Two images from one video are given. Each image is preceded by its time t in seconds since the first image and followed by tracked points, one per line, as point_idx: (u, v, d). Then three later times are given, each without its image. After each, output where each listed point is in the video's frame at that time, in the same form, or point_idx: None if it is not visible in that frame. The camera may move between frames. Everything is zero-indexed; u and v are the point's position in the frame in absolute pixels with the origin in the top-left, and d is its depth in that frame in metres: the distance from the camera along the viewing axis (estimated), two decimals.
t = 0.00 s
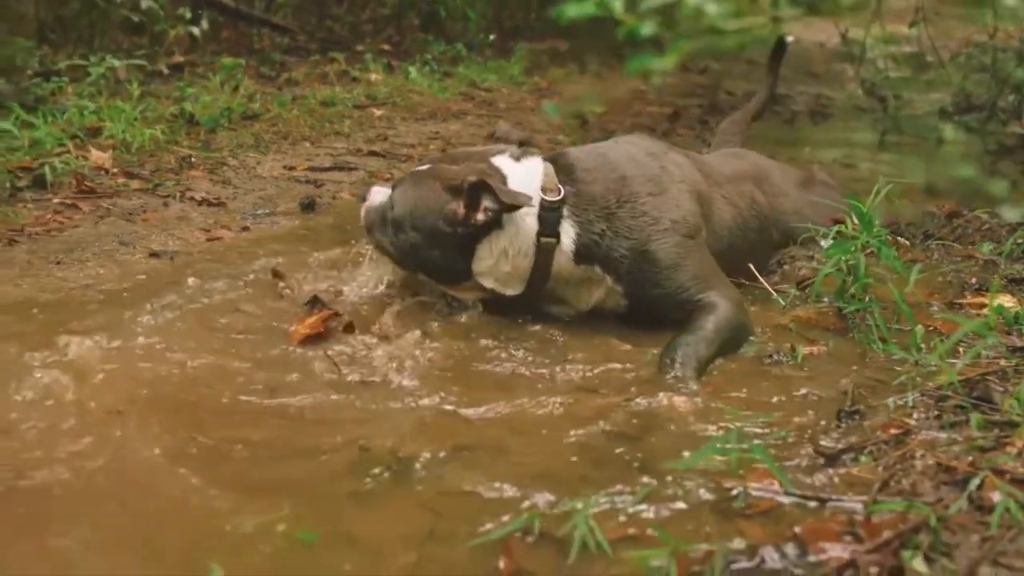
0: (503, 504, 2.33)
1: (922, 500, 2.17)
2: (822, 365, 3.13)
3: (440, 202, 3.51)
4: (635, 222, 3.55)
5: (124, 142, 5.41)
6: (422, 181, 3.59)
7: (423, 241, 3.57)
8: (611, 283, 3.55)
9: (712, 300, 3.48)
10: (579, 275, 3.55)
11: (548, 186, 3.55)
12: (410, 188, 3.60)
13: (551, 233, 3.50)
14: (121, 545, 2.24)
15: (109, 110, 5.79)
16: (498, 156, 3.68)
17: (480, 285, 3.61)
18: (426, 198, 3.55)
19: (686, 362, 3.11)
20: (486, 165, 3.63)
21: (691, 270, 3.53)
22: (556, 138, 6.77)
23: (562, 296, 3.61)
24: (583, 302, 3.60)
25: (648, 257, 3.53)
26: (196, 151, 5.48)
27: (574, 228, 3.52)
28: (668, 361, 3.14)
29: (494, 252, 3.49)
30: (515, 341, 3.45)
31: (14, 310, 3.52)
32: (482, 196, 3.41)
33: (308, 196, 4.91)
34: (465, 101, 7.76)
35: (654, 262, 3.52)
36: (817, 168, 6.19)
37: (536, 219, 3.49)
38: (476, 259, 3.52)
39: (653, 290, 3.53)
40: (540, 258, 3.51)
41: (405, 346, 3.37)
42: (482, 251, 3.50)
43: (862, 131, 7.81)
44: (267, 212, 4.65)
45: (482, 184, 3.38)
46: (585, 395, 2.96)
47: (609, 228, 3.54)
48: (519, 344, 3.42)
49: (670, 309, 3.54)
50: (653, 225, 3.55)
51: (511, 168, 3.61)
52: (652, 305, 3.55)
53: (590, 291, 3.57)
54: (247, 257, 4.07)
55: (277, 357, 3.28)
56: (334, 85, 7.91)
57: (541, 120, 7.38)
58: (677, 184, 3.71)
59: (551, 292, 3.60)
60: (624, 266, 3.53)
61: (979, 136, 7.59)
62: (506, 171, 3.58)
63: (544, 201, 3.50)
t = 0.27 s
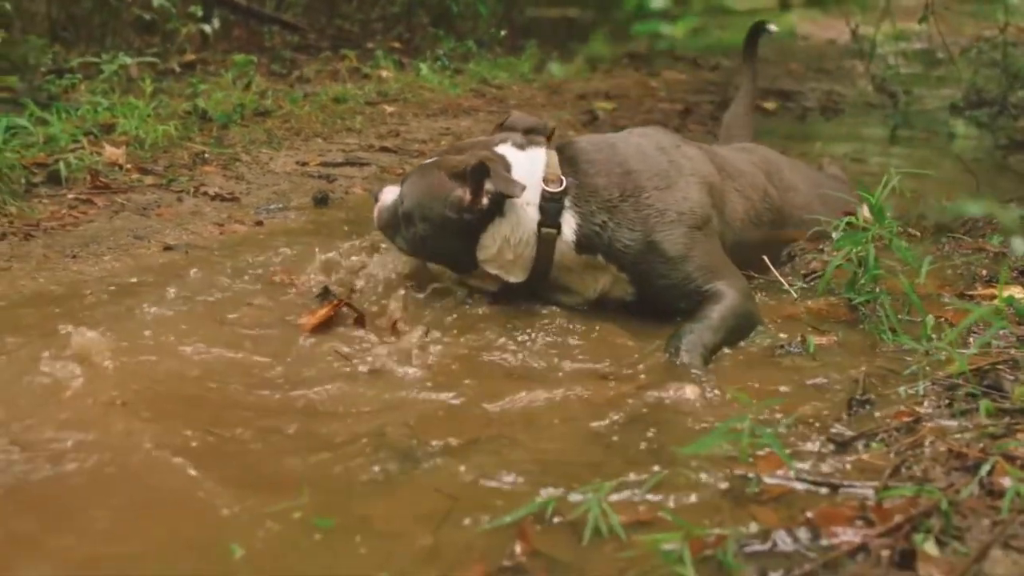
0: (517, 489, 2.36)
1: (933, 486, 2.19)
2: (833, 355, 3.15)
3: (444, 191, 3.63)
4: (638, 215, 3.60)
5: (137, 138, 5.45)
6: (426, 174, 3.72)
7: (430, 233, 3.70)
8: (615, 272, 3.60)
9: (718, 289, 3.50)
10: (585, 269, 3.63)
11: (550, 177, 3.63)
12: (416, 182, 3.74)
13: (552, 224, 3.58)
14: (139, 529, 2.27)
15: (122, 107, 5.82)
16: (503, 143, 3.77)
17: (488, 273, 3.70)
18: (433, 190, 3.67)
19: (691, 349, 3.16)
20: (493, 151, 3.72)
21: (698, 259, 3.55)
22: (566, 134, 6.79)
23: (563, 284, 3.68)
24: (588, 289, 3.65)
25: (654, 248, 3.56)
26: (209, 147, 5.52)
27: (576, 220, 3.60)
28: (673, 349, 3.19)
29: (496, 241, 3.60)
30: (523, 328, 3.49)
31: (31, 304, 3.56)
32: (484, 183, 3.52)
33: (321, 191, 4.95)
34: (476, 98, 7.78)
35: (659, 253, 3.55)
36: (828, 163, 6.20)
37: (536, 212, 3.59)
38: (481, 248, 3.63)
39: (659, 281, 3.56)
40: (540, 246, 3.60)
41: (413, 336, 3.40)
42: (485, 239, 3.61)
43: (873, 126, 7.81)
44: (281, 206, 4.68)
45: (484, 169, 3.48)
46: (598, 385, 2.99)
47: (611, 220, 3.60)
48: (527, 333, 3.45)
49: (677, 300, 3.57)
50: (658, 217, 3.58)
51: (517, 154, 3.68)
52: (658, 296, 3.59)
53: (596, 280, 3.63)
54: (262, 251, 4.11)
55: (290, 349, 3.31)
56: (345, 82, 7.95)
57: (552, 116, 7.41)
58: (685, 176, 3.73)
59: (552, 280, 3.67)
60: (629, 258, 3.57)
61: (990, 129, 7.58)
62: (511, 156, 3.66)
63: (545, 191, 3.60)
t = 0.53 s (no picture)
0: (530, 479, 2.38)
1: (944, 474, 2.20)
2: (843, 347, 3.17)
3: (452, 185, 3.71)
4: (644, 209, 3.63)
5: (150, 136, 5.48)
6: (434, 170, 3.80)
7: (440, 227, 3.78)
8: (622, 264, 3.65)
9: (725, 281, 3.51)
10: (597, 265, 3.70)
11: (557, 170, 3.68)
12: (423, 178, 3.81)
13: (558, 216, 3.65)
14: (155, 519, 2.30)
15: (134, 105, 5.85)
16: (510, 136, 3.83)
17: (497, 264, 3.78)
18: (443, 183, 3.75)
19: (698, 338, 3.21)
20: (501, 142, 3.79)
21: (706, 252, 3.55)
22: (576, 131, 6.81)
23: (568, 276, 3.76)
24: (593, 280, 3.73)
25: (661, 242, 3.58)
26: (221, 144, 5.55)
27: (582, 212, 3.67)
28: (676, 339, 3.24)
29: (505, 232, 3.68)
30: (537, 320, 3.52)
31: (47, 299, 3.58)
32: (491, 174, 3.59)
33: (333, 187, 4.97)
34: (486, 95, 7.80)
35: (664, 245, 3.57)
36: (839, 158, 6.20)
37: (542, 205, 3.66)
38: (491, 239, 3.71)
39: (666, 274, 3.58)
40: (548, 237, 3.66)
41: (426, 330, 3.43)
42: (494, 231, 3.69)
43: (884, 121, 7.81)
44: (293, 203, 4.70)
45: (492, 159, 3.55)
46: (610, 376, 3.01)
47: (617, 213, 3.64)
48: (538, 325, 3.48)
49: (684, 292, 3.57)
50: (663, 211, 3.60)
51: (525, 147, 3.74)
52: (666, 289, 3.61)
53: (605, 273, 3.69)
54: (275, 246, 4.14)
55: (304, 343, 3.33)
56: (356, 80, 7.97)
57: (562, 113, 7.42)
58: (694, 171, 3.72)
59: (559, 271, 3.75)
60: (636, 251, 3.61)
61: (1001, 125, 7.57)
62: (519, 149, 3.72)
63: (551, 184, 3.65)
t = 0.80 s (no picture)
0: (543, 470, 2.41)
1: (956, 464, 2.22)
2: (855, 341, 3.19)
3: (463, 182, 3.73)
4: (652, 204, 3.66)
5: (163, 134, 5.50)
6: (444, 169, 3.82)
7: (454, 224, 3.79)
8: (631, 259, 3.68)
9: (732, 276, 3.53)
10: (603, 259, 3.72)
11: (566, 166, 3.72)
12: (434, 178, 3.83)
13: (568, 211, 3.68)
14: (176, 511, 2.32)
15: (148, 104, 5.88)
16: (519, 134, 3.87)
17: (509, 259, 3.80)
18: (453, 180, 3.77)
19: (705, 329, 3.23)
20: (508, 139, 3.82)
21: (714, 247, 3.58)
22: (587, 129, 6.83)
23: (579, 271, 3.77)
24: (600, 276, 3.74)
25: (669, 237, 3.61)
26: (234, 143, 5.58)
27: (592, 207, 3.71)
28: (684, 331, 3.27)
29: (517, 227, 3.69)
30: (551, 313, 3.54)
31: (64, 295, 3.61)
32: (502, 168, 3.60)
33: (346, 185, 4.99)
34: (497, 94, 7.82)
35: (672, 239, 3.60)
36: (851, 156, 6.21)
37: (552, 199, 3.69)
38: (504, 235, 3.73)
39: (674, 268, 3.60)
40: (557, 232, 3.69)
41: (440, 327, 3.45)
42: (506, 225, 3.70)
43: (896, 119, 7.81)
44: (306, 200, 4.73)
45: (501, 153, 3.57)
46: (622, 371, 3.03)
47: (625, 208, 3.68)
48: (550, 319, 3.50)
49: (692, 286, 3.59)
50: (671, 206, 3.64)
51: (533, 144, 3.78)
52: (674, 284, 3.63)
53: (613, 268, 3.71)
54: (289, 242, 4.17)
55: (320, 338, 3.36)
56: (367, 79, 8.00)
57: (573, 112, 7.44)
58: (703, 168, 3.75)
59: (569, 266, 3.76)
60: (644, 246, 3.64)
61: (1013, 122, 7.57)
62: (528, 146, 3.76)
63: (561, 180, 3.68)
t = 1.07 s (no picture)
0: (554, 465, 2.42)
1: (965, 459, 2.23)
2: (865, 339, 3.20)
3: (473, 182, 3.76)
4: (659, 203, 3.68)
5: (174, 135, 5.53)
6: (452, 170, 3.84)
7: (462, 224, 3.81)
8: (639, 257, 3.70)
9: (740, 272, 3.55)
10: (612, 259, 3.75)
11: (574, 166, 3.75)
12: (441, 179, 3.85)
13: (577, 212, 3.70)
14: (190, 505, 2.34)
15: (159, 105, 5.91)
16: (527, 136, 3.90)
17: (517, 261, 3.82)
18: (463, 181, 3.79)
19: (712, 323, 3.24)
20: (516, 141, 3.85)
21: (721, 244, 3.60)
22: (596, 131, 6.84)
23: (587, 273, 3.80)
24: (608, 276, 3.77)
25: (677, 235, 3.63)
26: (245, 143, 5.60)
27: (602, 206, 3.72)
28: (692, 321, 3.29)
29: (526, 227, 3.72)
30: (562, 310, 3.56)
31: (78, 294, 3.64)
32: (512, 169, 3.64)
33: (356, 185, 5.01)
34: (507, 96, 7.84)
35: (680, 237, 3.62)
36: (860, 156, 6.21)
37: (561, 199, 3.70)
38: (512, 236, 3.76)
39: (682, 267, 3.62)
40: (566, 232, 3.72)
41: (449, 326, 3.47)
42: (515, 226, 3.73)
43: (905, 120, 7.81)
44: (317, 200, 4.75)
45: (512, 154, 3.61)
46: (633, 368, 3.05)
47: (633, 207, 3.69)
48: (559, 316, 3.52)
49: (699, 283, 3.61)
50: (678, 204, 3.66)
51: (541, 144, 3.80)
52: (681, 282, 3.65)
53: (622, 266, 3.73)
54: (300, 242, 4.19)
55: (331, 336, 3.38)
56: (377, 81, 8.02)
57: (582, 113, 7.45)
58: (709, 165, 3.78)
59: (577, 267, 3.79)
60: (652, 244, 3.66)
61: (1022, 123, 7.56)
62: (536, 147, 3.78)
63: (569, 180, 3.70)
